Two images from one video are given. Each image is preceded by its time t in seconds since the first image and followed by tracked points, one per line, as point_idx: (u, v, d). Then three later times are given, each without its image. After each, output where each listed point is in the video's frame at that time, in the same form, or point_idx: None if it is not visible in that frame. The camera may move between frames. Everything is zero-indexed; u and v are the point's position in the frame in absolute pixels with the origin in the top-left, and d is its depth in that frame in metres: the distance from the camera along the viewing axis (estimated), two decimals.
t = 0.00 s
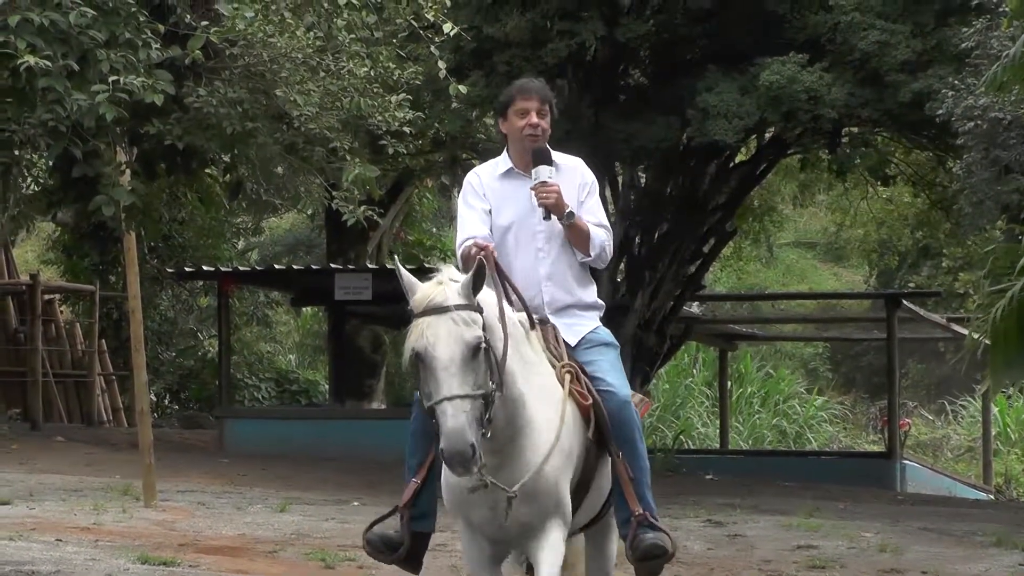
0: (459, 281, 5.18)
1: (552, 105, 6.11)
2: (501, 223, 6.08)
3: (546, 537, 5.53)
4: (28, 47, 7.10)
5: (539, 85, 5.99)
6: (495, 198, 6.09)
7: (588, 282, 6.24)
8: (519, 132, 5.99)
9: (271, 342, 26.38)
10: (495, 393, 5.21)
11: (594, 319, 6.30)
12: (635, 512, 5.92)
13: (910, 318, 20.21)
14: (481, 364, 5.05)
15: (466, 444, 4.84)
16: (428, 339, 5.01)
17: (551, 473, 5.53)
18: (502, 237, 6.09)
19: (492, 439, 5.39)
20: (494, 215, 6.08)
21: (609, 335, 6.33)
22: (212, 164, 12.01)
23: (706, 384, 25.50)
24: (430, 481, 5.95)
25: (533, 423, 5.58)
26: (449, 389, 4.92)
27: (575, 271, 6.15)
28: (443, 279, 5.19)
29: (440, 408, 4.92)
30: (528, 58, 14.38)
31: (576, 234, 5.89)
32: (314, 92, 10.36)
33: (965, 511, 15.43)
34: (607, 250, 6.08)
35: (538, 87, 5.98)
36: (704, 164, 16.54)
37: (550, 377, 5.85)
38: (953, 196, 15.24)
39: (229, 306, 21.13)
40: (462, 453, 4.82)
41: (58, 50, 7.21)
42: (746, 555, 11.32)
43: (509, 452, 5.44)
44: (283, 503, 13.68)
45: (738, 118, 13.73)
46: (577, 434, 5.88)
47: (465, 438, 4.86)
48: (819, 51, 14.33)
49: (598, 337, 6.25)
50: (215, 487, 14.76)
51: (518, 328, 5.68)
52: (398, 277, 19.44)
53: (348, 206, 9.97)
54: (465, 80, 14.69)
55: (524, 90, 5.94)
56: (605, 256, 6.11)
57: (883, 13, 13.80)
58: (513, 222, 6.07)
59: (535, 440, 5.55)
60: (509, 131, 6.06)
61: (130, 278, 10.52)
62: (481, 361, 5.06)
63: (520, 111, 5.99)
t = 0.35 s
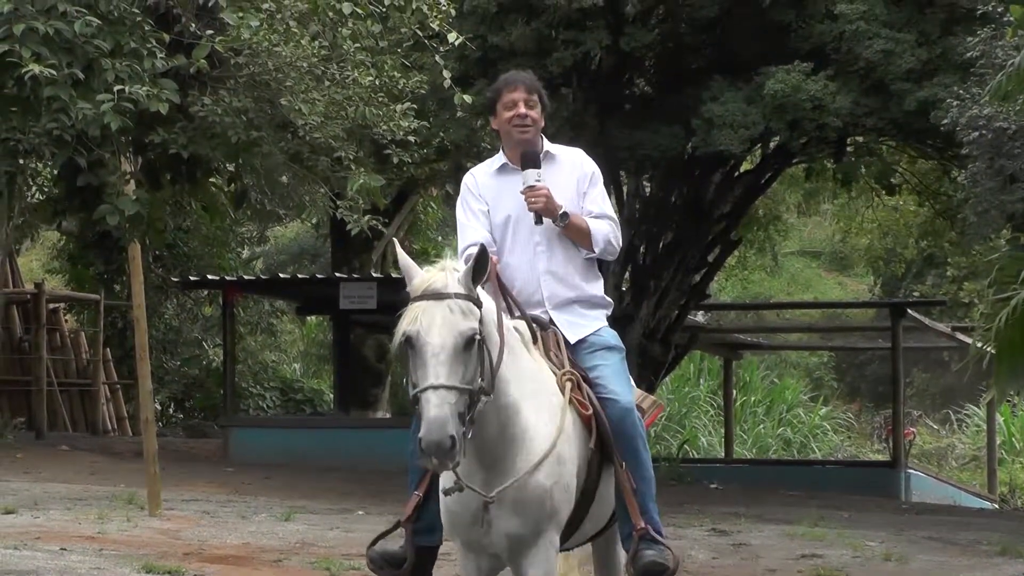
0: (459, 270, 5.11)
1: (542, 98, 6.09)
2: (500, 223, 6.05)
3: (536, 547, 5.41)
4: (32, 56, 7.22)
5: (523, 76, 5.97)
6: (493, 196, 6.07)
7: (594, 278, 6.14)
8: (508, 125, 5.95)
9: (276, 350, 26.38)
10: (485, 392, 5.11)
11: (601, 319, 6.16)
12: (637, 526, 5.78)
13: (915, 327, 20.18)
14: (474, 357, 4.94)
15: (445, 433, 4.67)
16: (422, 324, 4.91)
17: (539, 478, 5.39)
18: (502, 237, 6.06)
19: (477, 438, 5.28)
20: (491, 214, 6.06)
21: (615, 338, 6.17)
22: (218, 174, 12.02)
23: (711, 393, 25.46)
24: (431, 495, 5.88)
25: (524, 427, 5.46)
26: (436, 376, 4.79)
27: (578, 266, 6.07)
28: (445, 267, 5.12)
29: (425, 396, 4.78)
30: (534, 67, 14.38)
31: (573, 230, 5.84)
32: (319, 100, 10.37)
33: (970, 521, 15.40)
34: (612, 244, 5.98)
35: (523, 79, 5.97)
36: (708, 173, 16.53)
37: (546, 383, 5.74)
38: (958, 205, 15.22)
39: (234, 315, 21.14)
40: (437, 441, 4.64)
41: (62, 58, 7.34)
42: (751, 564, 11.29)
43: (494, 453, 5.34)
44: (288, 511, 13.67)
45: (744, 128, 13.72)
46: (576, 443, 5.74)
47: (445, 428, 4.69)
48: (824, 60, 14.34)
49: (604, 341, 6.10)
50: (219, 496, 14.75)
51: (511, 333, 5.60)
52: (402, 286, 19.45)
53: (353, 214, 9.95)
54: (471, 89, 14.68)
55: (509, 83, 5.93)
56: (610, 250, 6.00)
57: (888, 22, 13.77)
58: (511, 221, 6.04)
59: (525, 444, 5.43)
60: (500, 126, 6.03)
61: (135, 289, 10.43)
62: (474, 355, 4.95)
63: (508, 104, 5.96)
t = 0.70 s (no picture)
0: (444, 293, 4.68)
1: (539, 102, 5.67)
2: (495, 229, 5.67)
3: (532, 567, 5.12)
4: (38, 61, 7.63)
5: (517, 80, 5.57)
6: (487, 202, 5.69)
7: (588, 291, 5.80)
8: (504, 133, 5.55)
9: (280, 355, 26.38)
10: (478, 415, 4.72)
11: (594, 329, 5.83)
12: (628, 538, 5.45)
13: (920, 332, 20.15)
14: (466, 387, 4.55)
15: (443, 469, 4.32)
16: (409, 355, 4.51)
17: (536, 499, 5.07)
18: (495, 245, 5.68)
19: (470, 464, 4.92)
20: (485, 221, 5.67)
21: (607, 347, 5.86)
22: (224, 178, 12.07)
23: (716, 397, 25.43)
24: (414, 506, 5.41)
25: (517, 444, 5.11)
26: (429, 410, 4.42)
27: (574, 278, 5.72)
28: (429, 291, 4.69)
29: (417, 432, 4.41)
30: (539, 72, 14.32)
31: (566, 240, 5.48)
32: (324, 105, 10.39)
33: (975, 525, 15.35)
34: (605, 256, 5.65)
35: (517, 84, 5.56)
36: (713, 177, 16.47)
37: (540, 394, 5.40)
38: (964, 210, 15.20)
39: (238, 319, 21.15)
40: (437, 479, 4.29)
41: (67, 63, 7.78)
42: (755, 569, 11.27)
43: (488, 476, 4.98)
44: (293, 516, 13.65)
45: (749, 132, 13.69)
46: (571, 454, 5.41)
47: (442, 467, 4.33)
48: (829, 65, 14.30)
49: (596, 350, 5.77)
50: (224, 501, 14.72)
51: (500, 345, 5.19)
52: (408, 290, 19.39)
53: (360, 219, 10.05)
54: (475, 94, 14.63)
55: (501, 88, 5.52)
56: (603, 261, 5.67)
57: (893, 28, 13.85)
58: (506, 228, 5.66)
59: (518, 462, 5.08)
60: (495, 134, 5.62)
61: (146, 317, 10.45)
62: (465, 385, 4.56)
63: (505, 111, 5.55)
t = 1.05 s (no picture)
0: (426, 296, 4.74)
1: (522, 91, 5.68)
2: (477, 224, 5.65)
3: None
4: (42, 64, 7.55)
5: (497, 69, 5.56)
6: (470, 194, 5.68)
7: (571, 288, 5.75)
8: (486, 124, 5.55)
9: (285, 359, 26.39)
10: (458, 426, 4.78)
11: (576, 330, 5.76)
12: (608, 552, 5.38)
13: (924, 336, 20.13)
14: (446, 394, 4.61)
15: (423, 481, 4.38)
16: (388, 362, 4.57)
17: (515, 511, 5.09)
18: (479, 238, 5.66)
19: (452, 472, 4.93)
20: (469, 213, 5.67)
21: (591, 351, 5.78)
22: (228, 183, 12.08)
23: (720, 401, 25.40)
24: (388, 513, 5.40)
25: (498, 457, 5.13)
26: (409, 420, 4.48)
27: (559, 275, 5.68)
28: (410, 294, 4.74)
29: (397, 441, 4.47)
30: (543, 76, 14.33)
31: (552, 234, 5.45)
32: (329, 109, 10.21)
33: (979, 529, 15.34)
34: (591, 252, 5.61)
35: (499, 73, 5.56)
36: (717, 181, 16.49)
37: (520, 406, 5.38)
38: (968, 214, 15.18)
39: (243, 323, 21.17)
40: (416, 493, 4.35)
41: (73, 66, 7.80)
42: (760, 572, 11.26)
43: (469, 491, 4.99)
44: (297, 520, 13.65)
45: (752, 136, 13.64)
46: (552, 467, 5.37)
47: (422, 476, 4.40)
48: (833, 69, 14.30)
49: (578, 354, 5.70)
50: (228, 505, 14.72)
51: (484, 348, 5.23)
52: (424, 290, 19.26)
53: (364, 224, 10.13)
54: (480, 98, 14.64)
55: (482, 77, 5.52)
56: (589, 257, 5.63)
57: (897, 32, 13.77)
58: (489, 223, 5.63)
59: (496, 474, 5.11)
60: (478, 124, 5.63)
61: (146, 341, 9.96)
62: (446, 392, 4.62)
63: (485, 102, 5.55)
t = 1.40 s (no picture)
0: (422, 289, 4.54)
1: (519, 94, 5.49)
2: (475, 229, 5.41)
3: None
4: (63, 74, 7.84)
5: (495, 66, 5.38)
6: (466, 200, 5.44)
7: (574, 294, 5.49)
8: (482, 119, 5.33)
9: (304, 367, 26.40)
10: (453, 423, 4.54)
11: (581, 338, 5.50)
12: (619, 564, 5.09)
13: (945, 345, 20.02)
14: (441, 388, 4.40)
15: (414, 475, 4.15)
16: (381, 353, 4.36)
17: (513, 514, 4.77)
18: (477, 247, 5.42)
19: (448, 474, 4.69)
20: (465, 221, 5.43)
21: (595, 357, 5.51)
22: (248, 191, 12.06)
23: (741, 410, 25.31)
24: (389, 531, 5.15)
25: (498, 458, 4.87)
26: (402, 412, 4.26)
27: (560, 279, 5.42)
28: (405, 286, 4.55)
29: (389, 434, 4.24)
30: (563, 85, 14.22)
31: (552, 237, 5.20)
32: (348, 117, 10.54)
33: (1001, 539, 15.23)
34: (594, 255, 5.37)
35: (495, 68, 5.38)
36: (737, 190, 16.49)
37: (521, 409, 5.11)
38: (988, 223, 15.08)
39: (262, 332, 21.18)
40: (406, 486, 4.12)
41: (94, 76, 7.98)
42: None
43: (465, 494, 4.74)
44: (317, 529, 13.63)
45: (773, 145, 13.56)
46: (551, 473, 5.09)
47: (414, 471, 4.16)
48: (853, 78, 14.21)
49: (583, 361, 5.43)
50: (247, 514, 14.71)
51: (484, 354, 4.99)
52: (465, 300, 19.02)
53: (381, 234, 10.31)
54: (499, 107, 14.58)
55: (478, 70, 5.34)
56: (592, 261, 5.39)
57: (917, 41, 13.69)
58: (487, 228, 5.40)
59: (495, 481, 4.79)
60: (473, 123, 5.42)
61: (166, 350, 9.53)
62: (441, 387, 4.40)
63: (482, 98, 5.33)
